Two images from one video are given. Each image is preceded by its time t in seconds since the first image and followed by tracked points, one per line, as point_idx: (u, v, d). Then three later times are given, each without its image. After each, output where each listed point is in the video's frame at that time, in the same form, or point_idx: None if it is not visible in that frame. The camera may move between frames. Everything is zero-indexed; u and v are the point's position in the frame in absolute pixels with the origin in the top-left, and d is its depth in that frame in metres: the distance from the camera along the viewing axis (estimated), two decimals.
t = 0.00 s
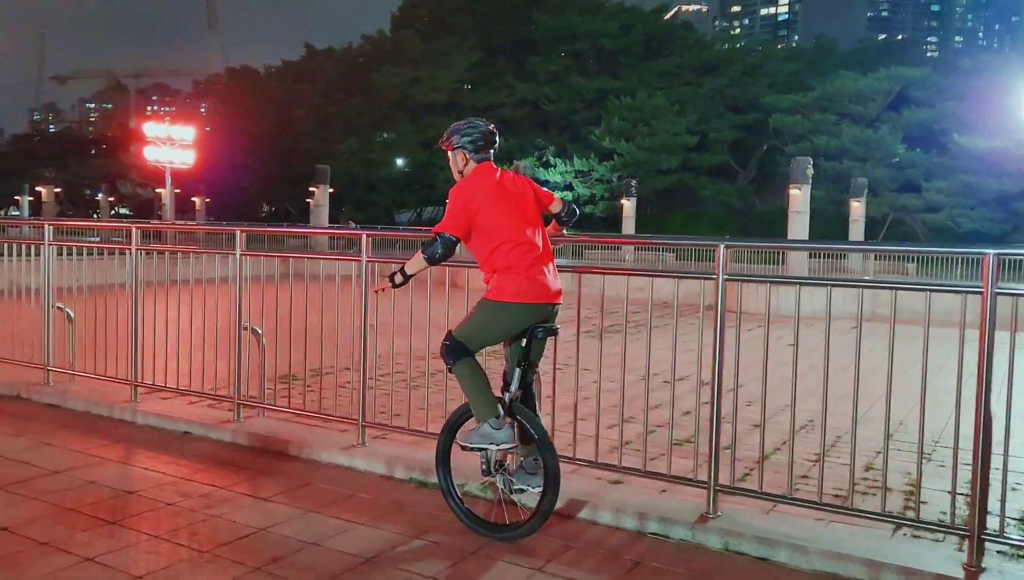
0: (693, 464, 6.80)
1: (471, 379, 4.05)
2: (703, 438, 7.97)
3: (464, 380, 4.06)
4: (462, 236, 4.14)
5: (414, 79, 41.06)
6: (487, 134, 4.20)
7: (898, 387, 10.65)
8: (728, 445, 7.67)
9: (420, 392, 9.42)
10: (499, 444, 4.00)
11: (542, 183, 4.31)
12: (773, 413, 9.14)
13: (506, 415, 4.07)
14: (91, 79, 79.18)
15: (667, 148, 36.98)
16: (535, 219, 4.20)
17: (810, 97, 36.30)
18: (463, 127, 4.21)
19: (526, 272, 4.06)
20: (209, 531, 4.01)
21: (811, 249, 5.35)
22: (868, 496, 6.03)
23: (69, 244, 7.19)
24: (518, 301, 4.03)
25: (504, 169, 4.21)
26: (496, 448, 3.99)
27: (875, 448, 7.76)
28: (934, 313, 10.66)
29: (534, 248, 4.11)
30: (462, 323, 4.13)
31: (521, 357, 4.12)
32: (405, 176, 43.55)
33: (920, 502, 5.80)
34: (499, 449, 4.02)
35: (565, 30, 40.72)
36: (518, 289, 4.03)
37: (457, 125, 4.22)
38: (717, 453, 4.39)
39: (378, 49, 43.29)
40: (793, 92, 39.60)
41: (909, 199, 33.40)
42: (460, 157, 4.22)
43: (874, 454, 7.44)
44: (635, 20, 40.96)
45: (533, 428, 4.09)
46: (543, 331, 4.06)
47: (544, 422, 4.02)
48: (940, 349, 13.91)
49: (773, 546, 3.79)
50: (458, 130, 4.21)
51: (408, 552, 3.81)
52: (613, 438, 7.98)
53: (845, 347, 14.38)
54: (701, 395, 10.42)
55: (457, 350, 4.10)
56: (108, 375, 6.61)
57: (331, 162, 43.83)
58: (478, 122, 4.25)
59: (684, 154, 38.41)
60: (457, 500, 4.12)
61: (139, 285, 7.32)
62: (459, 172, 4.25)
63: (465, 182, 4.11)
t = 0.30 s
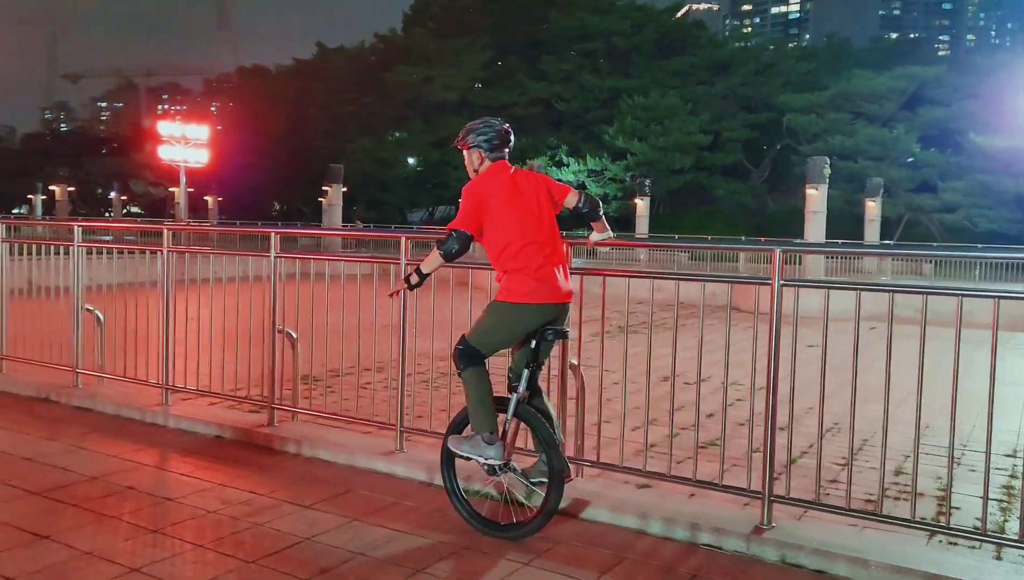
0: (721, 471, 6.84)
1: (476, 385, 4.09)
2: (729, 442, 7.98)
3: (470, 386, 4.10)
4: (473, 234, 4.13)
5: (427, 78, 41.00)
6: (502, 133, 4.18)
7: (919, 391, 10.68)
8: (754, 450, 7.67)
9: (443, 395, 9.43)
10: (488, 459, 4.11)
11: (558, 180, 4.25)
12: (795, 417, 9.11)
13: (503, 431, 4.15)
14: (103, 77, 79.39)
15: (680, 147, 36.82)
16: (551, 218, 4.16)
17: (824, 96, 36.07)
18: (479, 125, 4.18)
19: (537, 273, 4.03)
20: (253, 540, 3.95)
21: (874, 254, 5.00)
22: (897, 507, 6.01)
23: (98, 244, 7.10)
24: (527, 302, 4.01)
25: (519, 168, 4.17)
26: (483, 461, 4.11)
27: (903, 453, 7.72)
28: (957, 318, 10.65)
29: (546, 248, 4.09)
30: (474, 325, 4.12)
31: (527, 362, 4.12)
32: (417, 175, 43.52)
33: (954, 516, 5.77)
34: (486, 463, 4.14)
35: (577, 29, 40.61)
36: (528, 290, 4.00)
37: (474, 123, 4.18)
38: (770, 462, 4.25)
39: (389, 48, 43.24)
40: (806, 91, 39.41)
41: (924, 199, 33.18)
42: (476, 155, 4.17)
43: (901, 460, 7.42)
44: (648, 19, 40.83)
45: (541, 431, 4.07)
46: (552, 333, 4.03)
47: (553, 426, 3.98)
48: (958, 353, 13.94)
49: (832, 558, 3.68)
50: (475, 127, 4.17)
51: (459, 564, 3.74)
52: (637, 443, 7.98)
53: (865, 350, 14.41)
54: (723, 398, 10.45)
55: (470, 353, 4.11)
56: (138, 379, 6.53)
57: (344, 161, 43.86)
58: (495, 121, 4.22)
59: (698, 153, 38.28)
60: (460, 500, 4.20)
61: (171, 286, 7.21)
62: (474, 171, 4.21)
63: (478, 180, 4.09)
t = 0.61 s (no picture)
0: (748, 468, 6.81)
1: (481, 395, 4.22)
2: (752, 440, 7.92)
3: (477, 395, 4.23)
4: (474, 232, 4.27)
5: (437, 77, 40.96)
6: (500, 129, 4.33)
7: (937, 391, 10.72)
8: (777, 450, 7.59)
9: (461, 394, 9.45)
10: (490, 471, 4.27)
11: (551, 176, 4.44)
12: (818, 418, 9.02)
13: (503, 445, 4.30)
14: (112, 78, 79.50)
15: (691, 147, 36.70)
16: (546, 215, 4.35)
17: (836, 96, 35.91)
18: (478, 121, 4.32)
19: (536, 272, 4.21)
20: (292, 543, 3.89)
21: (922, 257, 4.94)
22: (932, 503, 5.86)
23: (128, 244, 7.05)
24: (528, 299, 4.17)
25: (516, 164, 4.33)
26: (482, 474, 4.25)
27: (929, 455, 7.61)
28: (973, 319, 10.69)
29: (543, 246, 4.27)
30: (480, 331, 4.25)
31: (527, 357, 4.29)
32: (427, 175, 43.50)
33: (987, 518, 5.67)
34: (485, 473, 4.27)
35: (588, 28, 40.52)
36: (528, 289, 4.17)
37: (471, 119, 4.33)
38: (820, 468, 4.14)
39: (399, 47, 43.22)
40: (818, 91, 39.27)
41: (938, 199, 32.99)
42: (475, 149, 4.34)
43: (926, 462, 7.31)
44: (658, 19, 40.74)
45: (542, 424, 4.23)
46: (553, 327, 4.20)
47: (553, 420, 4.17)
48: (976, 355, 13.93)
49: (886, 565, 3.58)
50: (473, 123, 4.31)
51: (503, 568, 3.68)
52: (660, 441, 7.81)
53: (881, 351, 14.44)
54: (742, 397, 10.30)
55: (478, 362, 4.23)
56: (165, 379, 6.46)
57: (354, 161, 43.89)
58: (493, 115, 4.37)
59: (709, 153, 38.18)
60: (464, 496, 4.31)
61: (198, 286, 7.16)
62: (473, 164, 4.37)
63: (478, 178, 4.24)
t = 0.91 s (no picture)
0: (777, 475, 6.73)
1: (498, 408, 4.13)
2: (779, 447, 7.84)
3: (495, 409, 4.13)
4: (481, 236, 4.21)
5: (447, 78, 40.81)
6: (506, 130, 4.26)
7: (962, 395, 10.57)
8: (805, 456, 7.49)
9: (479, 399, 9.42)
10: (503, 489, 4.17)
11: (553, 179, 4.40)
12: (843, 424, 8.83)
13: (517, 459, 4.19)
14: (120, 80, 79.68)
15: (702, 148, 36.50)
16: (551, 218, 4.30)
17: (849, 96, 35.62)
18: (484, 122, 4.27)
19: (542, 276, 4.15)
20: (331, 558, 3.74)
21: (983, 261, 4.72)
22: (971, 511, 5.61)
23: (151, 246, 6.96)
24: (538, 303, 4.12)
25: (522, 166, 4.28)
26: (497, 492, 4.16)
27: (961, 461, 7.36)
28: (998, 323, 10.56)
29: (550, 248, 4.22)
30: (491, 341, 4.16)
31: (535, 362, 4.21)
32: (437, 176, 43.40)
33: None
34: (499, 490, 4.17)
35: (597, 29, 40.28)
36: (537, 293, 4.12)
37: (477, 122, 4.26)
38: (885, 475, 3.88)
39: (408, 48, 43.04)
40: (829, 91, 39.03)
41: (952, 200, 32.72)
42: (480, 151, 4.28)
43: (960, 467, 7.08)
44: (669, 19, 40.50)
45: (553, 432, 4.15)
46: (564, 331, 4.14)
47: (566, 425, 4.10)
48: (998, 356, 13.79)
49: None
50: (479, 126, 4.25)
51: None
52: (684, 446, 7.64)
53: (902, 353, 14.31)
54: (764, 402, 10.16)
55: (493, 376, 4.12)
56: (189, 384, 6.35)
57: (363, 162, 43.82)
58: (497, 117, 4.31)
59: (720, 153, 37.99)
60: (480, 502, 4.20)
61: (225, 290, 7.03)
62: (479, 167, 4.31)
63: (482, 180, 4.19)
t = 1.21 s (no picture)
0: (797, 478, 6.68)
1: (511, 420, 4.03)
2: (796, 449, 7.80)
3: (509, 420, 4.04)
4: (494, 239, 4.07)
5: (450, 77, 40.63)
6: (514, 129, 4.11)
7: (978, 397, 10.50)
8: (823, 459, 7.44)
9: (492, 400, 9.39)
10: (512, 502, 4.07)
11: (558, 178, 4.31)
12: (859, 426, 8.83)
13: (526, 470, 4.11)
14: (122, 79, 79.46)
15: (707, 147, 36.36)
16: (559, 219, 4.20)
17: (855, 95, 35.43)
18: (492, 121, 4.11)
19: (545, 281, 4.05)
20: (368, 570, 3.64)
21: None
22: (997, 515, 5.57)
23: (170, 246, 6.83)
24: (544, 310, 4.03)
25: (531, 165, 4.15)
26: (506, 506, 4.06)
27: (984, 464, 7.22)
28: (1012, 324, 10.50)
29: (557, 250, 4.13)
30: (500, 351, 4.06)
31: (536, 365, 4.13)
32: (441, 174, 43.27)
33: None
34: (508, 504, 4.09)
35: (601, 27, 40.04)
36: (544, 300, 4.04)
37: (486, 120, 4.11)
38: (946, 485, 3.71)
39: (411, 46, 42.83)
40: (835, 90, 38.88)
41: (959, 199, 32.59)
42: (489, 151, 4.13)
43: (985, 470, 6.96)
44: (673, 17, 40.28)
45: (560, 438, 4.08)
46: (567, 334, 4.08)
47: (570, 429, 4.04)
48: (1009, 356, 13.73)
49: None
50: (488, 124, 4.10)
51: None
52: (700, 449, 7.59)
53: (913, 353, 14.24)
54: (779, 404, 10.12)
55: (506, 386, 4.04)
56: (210, 386, 6.26)
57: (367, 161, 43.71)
58: (505, 115, 4.17)
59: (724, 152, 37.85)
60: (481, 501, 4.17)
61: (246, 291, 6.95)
62: (487, 166, 4.16)
63: (489, 180, 4.03)
